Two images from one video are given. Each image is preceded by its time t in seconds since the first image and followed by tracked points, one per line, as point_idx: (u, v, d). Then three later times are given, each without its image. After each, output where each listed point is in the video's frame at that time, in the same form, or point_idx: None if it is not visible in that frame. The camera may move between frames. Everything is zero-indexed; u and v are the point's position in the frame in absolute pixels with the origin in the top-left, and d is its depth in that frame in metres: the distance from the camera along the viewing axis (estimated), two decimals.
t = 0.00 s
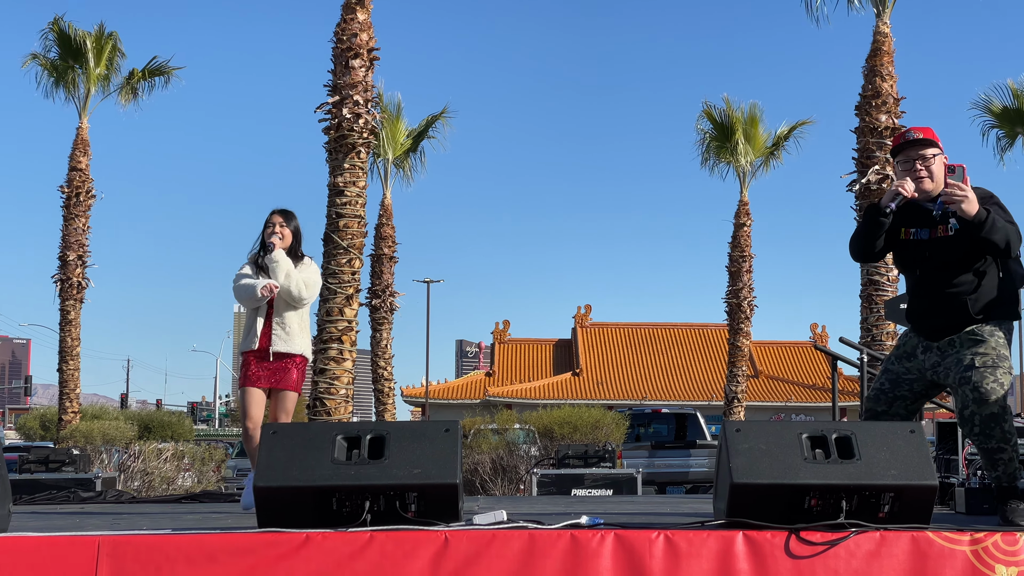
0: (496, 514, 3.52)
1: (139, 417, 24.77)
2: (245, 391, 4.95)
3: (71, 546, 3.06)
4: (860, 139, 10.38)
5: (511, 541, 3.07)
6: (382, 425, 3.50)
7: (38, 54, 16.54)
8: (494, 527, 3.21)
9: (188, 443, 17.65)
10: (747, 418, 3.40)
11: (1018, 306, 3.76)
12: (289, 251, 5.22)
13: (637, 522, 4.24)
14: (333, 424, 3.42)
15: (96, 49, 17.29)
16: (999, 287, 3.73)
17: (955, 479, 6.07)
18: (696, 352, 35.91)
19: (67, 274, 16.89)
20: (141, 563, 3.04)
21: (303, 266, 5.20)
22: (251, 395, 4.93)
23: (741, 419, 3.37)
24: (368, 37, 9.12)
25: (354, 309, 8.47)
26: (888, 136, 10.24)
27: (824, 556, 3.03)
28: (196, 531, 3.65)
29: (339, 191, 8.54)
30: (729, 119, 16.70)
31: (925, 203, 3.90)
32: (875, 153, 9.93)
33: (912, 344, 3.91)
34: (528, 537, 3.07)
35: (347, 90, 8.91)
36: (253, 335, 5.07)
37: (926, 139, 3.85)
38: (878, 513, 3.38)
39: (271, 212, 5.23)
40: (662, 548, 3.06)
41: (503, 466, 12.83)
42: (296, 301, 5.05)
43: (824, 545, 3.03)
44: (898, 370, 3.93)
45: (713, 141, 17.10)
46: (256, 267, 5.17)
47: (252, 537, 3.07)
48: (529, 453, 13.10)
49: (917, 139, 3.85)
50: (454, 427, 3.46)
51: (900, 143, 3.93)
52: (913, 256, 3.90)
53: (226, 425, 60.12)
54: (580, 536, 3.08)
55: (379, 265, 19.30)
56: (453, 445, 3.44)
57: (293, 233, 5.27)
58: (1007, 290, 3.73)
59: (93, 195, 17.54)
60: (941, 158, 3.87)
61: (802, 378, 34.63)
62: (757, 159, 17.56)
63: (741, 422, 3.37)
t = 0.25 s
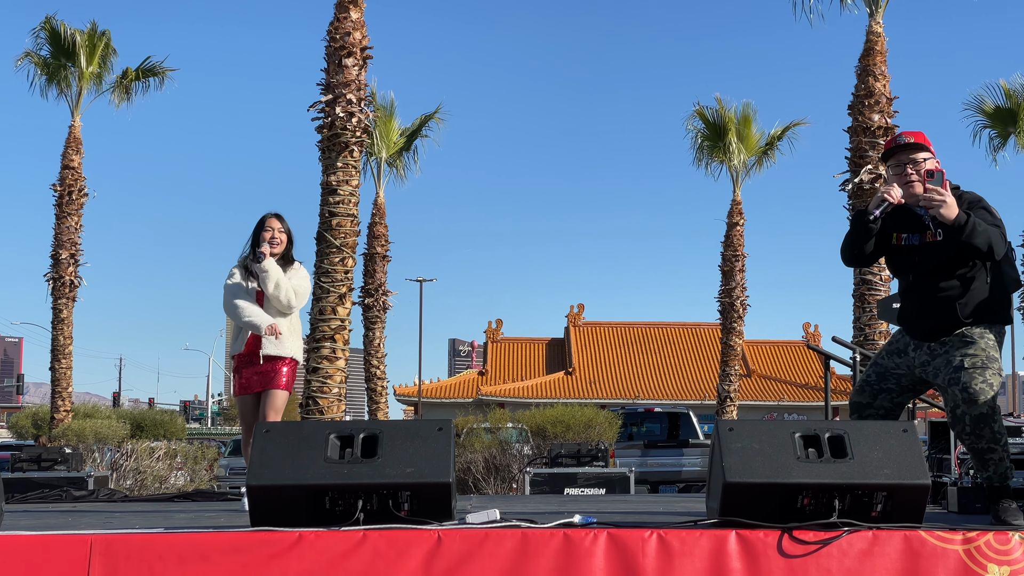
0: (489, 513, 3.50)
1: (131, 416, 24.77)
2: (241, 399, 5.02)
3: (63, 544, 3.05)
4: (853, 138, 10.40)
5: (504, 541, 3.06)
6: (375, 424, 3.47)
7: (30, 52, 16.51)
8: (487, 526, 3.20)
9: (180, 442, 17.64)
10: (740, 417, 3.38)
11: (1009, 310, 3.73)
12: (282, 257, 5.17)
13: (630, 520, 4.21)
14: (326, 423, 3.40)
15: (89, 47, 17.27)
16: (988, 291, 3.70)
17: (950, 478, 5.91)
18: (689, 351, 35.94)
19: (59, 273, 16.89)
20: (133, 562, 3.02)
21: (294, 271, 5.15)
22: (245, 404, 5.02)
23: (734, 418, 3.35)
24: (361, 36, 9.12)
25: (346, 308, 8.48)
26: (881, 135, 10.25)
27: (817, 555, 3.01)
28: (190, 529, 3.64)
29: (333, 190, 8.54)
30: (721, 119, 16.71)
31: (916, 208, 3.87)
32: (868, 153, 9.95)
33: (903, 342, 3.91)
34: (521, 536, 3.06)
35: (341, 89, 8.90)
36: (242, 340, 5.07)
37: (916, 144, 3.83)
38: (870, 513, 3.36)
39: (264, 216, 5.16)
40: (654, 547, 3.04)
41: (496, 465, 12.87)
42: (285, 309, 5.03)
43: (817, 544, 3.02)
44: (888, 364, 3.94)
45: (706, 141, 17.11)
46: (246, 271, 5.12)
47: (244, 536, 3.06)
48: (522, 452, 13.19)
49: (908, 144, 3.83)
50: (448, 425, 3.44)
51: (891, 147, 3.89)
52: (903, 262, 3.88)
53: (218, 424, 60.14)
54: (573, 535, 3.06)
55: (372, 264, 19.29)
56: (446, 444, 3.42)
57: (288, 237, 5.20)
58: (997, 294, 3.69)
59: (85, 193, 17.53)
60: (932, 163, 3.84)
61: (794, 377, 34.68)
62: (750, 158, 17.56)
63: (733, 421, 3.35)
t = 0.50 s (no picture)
0: (483, 512, 3.48)
1: (125, 415, 24.76)
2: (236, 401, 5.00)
3: (56, 544, 3.04)
4: (846, 138, 10.41)
5: (498, 539, 3.05)
6: (369, 423, 3.46)
7: (25, 50, 16.48)
8: (481, 524, 3.19)
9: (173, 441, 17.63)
10: (733, 416, 3.36)
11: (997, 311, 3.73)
12: (274, 259, 5.15)
13: (624, 519, 4.20)
14: (320, 422, 3.38)
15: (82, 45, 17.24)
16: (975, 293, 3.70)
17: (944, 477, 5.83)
18: (683, 351, 35.99)
19: (53, 271, 16.87)
20: (127, 561, 3.01)
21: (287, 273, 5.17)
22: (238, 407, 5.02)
23: (727, 417, 3.33)
24: (355, 34, 9.11)
25: (340, 307, 8.49)
26: (875, 135, 10.27)
27: (811, 554, 3.01)
28: (184, 527, 3.63)
29: (327, 189, 8.56)
30: (716, 118, 16.71)
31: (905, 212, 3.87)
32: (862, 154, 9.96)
33: (894, 342, 3.93)
34: (515, 535, 3.05)
35: (335, 88, 8.90)
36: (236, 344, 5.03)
37: (905, 147, 3.78)
38: (864, 512, 3.33)
39: (254, 218, 5.11)
40: (648, 546, 3.03)
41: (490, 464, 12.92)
42: (282, 312, 5.05)
43: (810, 543, 3.02)
44: (878, 363, 3.96)
45: (700, 140, 17.12)
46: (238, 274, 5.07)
47: (237, 535, 3.04)
48: (515, 451, 13.28)
49: (895, 147, 3.78)
50: (442, 424, 3.44)
51: (879, 151, 3.86)
52: (893, 265, 3.90)
53: (212, 423, 60.10)
54: (567, 534, 3.05)
55: (366, 263, 19.28)
56: (440, 443, 3.41)
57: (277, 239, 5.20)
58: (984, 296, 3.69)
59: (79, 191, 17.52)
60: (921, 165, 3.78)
61: (788, 376, 34.71)
62: (744, 157, 17.56)
63: (727, 420, 3.33)
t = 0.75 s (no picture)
0: (478, 511, 3.47)
1: (120, 414, 24.75)
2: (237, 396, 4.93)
3: (49, 542, 3.01)
4: (842, 137, 10.42)
5: (493, 538, 3.03)
6: (364, 422, 3.45)
7: (19, 47, 16.45)
8: (476, 523, 3.17)
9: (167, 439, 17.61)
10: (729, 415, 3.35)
11: (985, 313, 3.72)
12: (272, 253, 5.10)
13: (619, 518, 4.18)
14: (315, 420, 3.37)
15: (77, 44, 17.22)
16: (960, 294, 3.69)
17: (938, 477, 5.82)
18: (678, 349, 36.03)
19: (47, 270, 16.84)
20: (121, 560, 2.99)
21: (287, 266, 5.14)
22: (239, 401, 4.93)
23: (723, 416, 3.32)
24: (350, 33, 9.11)
25: (336, 305, 8.47)
26: (870, 134, 10.28)
27: (806, 553, 3.00)
28: (181, 525, 3.61)
29: (322, 187, 8.57)
30: (712, 117, 16.70)
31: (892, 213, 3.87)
32: (856, 154, 9.98)
33: (885, 342, 3.93)
34: (510, 534, 3.03)
35: (330, 86, 8.89)
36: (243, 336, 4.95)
37: (891, 149, 3.83)
38: (859, 511, 3.31)
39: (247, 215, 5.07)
40: (643, 545, 3.01)
41: (485, 463, 12.97)
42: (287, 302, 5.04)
43: (806, 542, 3.01)
44: (870, 362, 3.96)
45: (696, 139, 17.12)
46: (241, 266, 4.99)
47: (232, 534, 3.02)
48: (511, 451, 13.33)
49: (883, 150, 3.83)
50: (437, 423, 3.42)
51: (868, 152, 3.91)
52: (881, 266, 3.89)
53: (206, 421, 60.09)
54: (562, 533, 3.03)
55: (361, 262, 19.26)
56: (435, 442, 3.40)
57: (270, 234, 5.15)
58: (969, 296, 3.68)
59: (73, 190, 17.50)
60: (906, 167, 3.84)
61: (783, 375, 34.73)
62: (740, 156, 17.56)
63: (722, 419, 3.32)
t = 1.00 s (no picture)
0: (474, 510, 3.47)
1: (115, 412, 24.74)
2: (245, 394, 4.88)
3: (46, 541, 3.01)
4: (838, 136, 10.42)
5: (489, 537, 3.02)
6: (360, 421, 3.45)
7: (15, 46, 16.43)
8: (473, 522, 3.17)
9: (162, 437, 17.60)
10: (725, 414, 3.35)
11: (975, 313, 3.72)
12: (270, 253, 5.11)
13: (615, 516, 4.18)
14: (312, 419, 3.38)
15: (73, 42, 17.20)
16: (949, 294, 3.69)
17: (933, 475, 5.81)
18: (673, 348, 36.04)
19: (43, 268, 16.82)
20: (118, 559, 2.99)
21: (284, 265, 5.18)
22: (245, 400, 4.87)
23: (719, 415, 3.32)
24: (347, 32, 9.11)
25: (331, 304, 8.48)
26: (866, 133, 10.29)
27: (801, 551, 3.01)
28: (177, 524, 3.61)
29: (318, 186, 8.58)
30: (707, 115, 16.71)
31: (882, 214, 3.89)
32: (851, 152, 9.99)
33: (878, 341, 3.94)
34: (506, 533, 3.03)
35: (326, 85, 8.89)
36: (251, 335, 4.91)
37: (882, 152, 3.89)
38: (854, 510, 3.30)
39: (247, 213, 5.02)
40: (639, 544, 3.02)
41: (481, 461, 13.01)
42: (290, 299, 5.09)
43: (801, 541, 3.01)
44: (862, 361, 3.97)
45: (692, 137, 17.14)
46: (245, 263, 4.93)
47: (229, 532, 3.02)
48: (507, 448, 13.29)
49: (872, 153, 3.88)
50: (434, 422, 3.41)
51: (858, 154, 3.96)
52: (870, 268, 3.90)
53: (202, 420, 60.06)
54: (558, 532, 3.03)
55: (357, 260, 19.27)
56: (432, 441, 3.39)
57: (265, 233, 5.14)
58: (958, 297, 3.68)
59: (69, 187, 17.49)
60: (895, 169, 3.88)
61: (778, 374, 34.78)
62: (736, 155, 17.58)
63: (719, 418, 3.32)
